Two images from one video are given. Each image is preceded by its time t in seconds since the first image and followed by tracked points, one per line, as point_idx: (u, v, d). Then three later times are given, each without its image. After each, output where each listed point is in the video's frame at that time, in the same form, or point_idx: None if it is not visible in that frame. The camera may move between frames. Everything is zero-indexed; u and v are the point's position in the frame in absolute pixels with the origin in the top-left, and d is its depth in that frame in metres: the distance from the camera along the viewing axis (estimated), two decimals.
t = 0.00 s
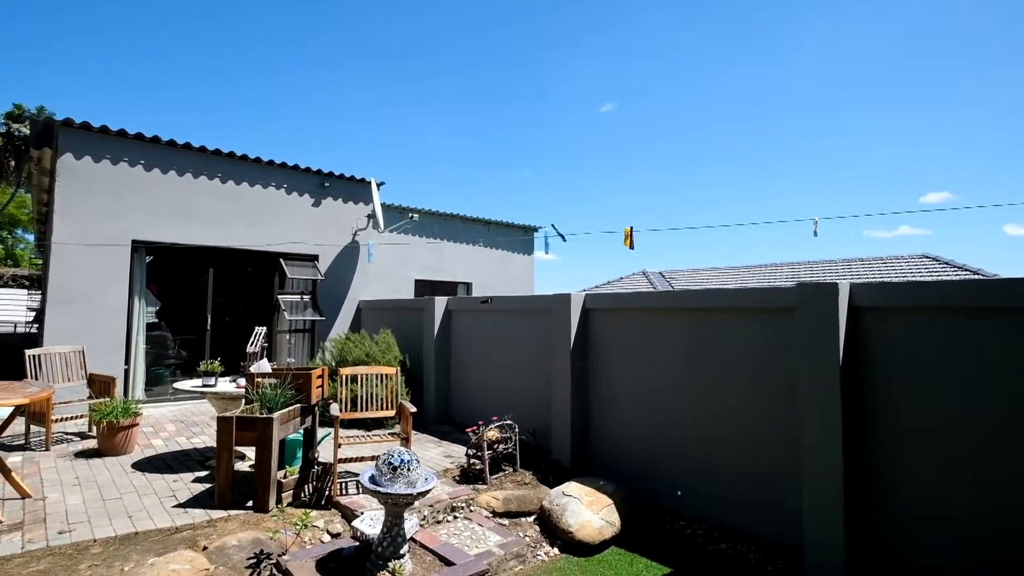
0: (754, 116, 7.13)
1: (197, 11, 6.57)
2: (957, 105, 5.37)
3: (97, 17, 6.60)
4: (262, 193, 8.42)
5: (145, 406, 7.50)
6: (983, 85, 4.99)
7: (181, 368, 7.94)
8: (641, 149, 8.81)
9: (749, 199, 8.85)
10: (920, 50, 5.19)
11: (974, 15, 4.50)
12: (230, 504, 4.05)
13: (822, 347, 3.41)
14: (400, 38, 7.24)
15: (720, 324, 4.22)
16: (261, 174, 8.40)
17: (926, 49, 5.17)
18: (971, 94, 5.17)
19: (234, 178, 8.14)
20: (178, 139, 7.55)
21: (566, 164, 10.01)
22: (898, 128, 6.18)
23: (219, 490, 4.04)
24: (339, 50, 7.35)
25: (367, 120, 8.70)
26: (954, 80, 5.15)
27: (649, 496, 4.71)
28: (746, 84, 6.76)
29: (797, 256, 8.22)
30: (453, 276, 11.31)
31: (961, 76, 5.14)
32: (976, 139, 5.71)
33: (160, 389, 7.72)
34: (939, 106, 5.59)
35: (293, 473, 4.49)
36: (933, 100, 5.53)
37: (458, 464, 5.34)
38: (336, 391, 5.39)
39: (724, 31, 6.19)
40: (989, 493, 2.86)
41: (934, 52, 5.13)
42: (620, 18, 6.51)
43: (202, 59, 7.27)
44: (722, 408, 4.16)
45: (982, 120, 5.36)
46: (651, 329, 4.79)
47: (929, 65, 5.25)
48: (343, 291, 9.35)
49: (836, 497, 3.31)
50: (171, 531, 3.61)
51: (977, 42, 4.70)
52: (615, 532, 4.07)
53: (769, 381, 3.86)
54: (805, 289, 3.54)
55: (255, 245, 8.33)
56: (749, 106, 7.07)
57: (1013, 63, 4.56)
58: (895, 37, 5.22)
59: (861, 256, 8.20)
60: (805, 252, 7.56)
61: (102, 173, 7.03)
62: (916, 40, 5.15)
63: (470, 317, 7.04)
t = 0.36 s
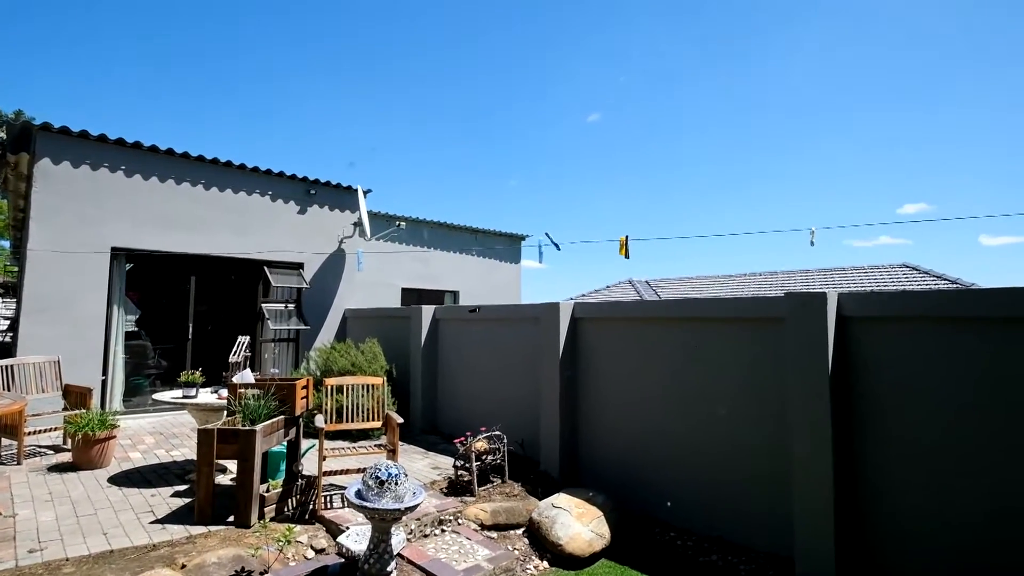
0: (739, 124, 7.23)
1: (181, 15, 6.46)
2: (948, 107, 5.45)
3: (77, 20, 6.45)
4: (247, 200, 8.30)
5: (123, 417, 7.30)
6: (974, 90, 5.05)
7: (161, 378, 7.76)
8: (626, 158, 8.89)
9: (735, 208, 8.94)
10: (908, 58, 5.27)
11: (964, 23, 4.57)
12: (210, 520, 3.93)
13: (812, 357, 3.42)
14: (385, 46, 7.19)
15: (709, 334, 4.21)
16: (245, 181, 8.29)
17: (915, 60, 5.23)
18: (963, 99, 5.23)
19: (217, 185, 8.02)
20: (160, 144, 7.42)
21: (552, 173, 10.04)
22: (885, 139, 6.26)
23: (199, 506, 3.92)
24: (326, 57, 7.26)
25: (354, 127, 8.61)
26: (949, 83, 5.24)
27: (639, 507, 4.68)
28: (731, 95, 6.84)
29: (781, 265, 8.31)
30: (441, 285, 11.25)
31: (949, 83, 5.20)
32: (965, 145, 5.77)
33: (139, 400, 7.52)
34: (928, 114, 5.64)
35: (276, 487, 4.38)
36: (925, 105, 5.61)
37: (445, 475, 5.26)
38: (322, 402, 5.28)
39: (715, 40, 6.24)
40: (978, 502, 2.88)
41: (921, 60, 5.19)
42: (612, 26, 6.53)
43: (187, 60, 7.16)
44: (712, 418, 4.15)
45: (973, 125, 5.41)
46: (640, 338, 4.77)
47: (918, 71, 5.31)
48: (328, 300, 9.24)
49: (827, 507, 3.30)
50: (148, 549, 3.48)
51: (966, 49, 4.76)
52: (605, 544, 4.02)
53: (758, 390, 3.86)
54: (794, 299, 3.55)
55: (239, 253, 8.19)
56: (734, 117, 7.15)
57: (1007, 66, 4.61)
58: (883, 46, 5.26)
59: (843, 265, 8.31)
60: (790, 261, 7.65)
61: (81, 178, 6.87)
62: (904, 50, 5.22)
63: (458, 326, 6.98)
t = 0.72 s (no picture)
0: (725, 137, 7.30)
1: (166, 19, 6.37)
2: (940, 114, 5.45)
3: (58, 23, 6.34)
4: (231, 208, 8.18)
5: (99, 430, 7.08)
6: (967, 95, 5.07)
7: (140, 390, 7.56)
8: (613, 170, 8.93)
9: (720, 220, 9.01)
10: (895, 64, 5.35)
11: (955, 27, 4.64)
12: (189, 538, 3.80)
13: (802, 368, 3.42)
14: (373, 54, 7.16)
15: (699, 344, 4.20)
16: (229, 189, 8.17)
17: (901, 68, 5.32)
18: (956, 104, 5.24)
19: (200, 193, 7.88)
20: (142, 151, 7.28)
21: (537, 186, 10.07)
22: (871, 153, 6.34)
23: (178, 523, 3.79)
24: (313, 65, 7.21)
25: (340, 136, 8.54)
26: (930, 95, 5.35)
27: (629, 520, 4.63)
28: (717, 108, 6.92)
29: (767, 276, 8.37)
30: (428, 294, 11.17)
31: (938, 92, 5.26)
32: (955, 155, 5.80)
33: (116, 412, 7.31)
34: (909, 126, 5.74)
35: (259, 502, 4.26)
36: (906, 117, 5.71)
37: (432, 489, 5.16)
38: (306, 414, 5.17)
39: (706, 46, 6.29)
40: (969, 514, 2.87)
41: (904, 72, 5.30)
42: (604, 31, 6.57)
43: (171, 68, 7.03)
44: (703, 429, 4.12)
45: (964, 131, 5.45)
46: (629, 348, 4.75)
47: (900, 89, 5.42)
48: (313, 310, 9.11)
49: (819, 519, 3.28)
50: (123, 570, 3.35)
51: (954, 57, 4.84)
52: (595, 559, 3.96)
53: (748, 401, 3.85)
54: (784, 309, 3.56)
55: (222, 262, 8.05)
56: (718, 129, 7.24)
57: (1001, 70, 4.63)
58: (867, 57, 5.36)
59: (827, 276, 8.40)
60: (775, 272, 7.71)
61: (59, 184, 6.71)
62: (889, 61, 5.31)
63: (446, 336, 6.91)
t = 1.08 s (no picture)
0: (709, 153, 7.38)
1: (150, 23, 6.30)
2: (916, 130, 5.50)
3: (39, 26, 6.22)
4: (214, 217, 8.05)
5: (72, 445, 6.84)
6: (942, 111, 5.18)
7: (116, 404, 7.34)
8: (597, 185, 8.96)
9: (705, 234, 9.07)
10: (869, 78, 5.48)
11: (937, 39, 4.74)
12: (166, 557, 3.65)
13: (792, 380, 3.43)
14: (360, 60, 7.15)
15: (689, 356, 4.20)
16: (213, 197, 8.04)
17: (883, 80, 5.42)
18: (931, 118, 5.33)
19: (183, 201, 7.74)
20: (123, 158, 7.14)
21: (522, 200, 10.06)
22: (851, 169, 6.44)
23: (155, 543, 3.65)
24: (300, 72, 7.16)
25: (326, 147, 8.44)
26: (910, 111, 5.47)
27: (620, 534, 4.58)
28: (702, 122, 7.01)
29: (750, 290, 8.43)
30: (414, 306, 11.07)
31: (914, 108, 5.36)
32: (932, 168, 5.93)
33: (91, 426, 7.08)
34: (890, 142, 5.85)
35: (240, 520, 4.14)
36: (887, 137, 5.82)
37: (419, 505, 5.07)
38: (290, 428, 5.05)
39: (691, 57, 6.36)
40: (962, 526, 2.87)
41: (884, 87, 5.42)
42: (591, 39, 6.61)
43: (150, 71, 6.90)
44: (693, 442, 4.11)
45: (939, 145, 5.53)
46: (619, 360, 4.74)
47: (881, 103, 5.50)
48: (297, 321, 8.97)
49: (811, 533, 3.27)
50: None
51: (934, 71, 4.96)
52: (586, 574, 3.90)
53: (737, 414, 3.85)
54: (773, 322, 3.57)
55: (204, 271, 7.90)
56: (701, 146, 7.32)
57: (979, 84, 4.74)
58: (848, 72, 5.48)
59: (808, 289, 8.51)
60: (760, 286, 7.77)
61: (35, 191, 6.54)
62: (871, 75, 5.41)
63: (432, 348, 6.85)
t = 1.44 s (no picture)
0: (696, 163, 7.45)
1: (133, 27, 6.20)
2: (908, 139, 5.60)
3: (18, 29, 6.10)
4: (195, 225, 7.88)
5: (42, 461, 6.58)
6: (939, 115, 5.25)
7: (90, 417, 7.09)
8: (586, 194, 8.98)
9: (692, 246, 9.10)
10: (858, 88, 5.57)
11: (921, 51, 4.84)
12: None
13: (782, 393, 3.43)
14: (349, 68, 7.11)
15: (679, 369, 4.19)
16: (195, 206, 7.89)
17: (867, 93, 5.54)
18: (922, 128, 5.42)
19: (163, 209, 7.58)
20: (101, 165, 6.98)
21: (510, 208, 10.04)
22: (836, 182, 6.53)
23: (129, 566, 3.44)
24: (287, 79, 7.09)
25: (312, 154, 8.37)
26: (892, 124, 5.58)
27: (609, 548, 4.53)
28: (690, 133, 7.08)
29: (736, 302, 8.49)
30: (399, 316, 10.98)
31: (904, 116, 5.45)
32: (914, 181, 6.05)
33: (62, 440, 6.82)
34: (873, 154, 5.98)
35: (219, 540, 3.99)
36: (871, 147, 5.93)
37: (405, 521, 4.95)
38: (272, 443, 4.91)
39: (679, 69, 6.43)
40: (955, 543, 2.86)
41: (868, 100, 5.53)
42: (581, 48, 6.64)
43: (131, 76, 6.77)
44: (683, 455, 4.08)
45: (932, 150, 5.61)
46: (608, 372, 4.70)
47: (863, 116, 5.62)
48: (281, 330, 8.79)
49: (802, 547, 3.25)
50: None
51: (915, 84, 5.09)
52: None
53: (727, 427, 3.83)
54: (764, 334, 3.58)
55: (184, 281, 7.71)
56: (690, 155, 7.39)
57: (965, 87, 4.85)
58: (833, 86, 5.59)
59: (788, 300, 8.67)
60: (745, 297, 7.84)
61: (9, 198, 6.35)
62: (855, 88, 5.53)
63: (418, 360, 6.75)
